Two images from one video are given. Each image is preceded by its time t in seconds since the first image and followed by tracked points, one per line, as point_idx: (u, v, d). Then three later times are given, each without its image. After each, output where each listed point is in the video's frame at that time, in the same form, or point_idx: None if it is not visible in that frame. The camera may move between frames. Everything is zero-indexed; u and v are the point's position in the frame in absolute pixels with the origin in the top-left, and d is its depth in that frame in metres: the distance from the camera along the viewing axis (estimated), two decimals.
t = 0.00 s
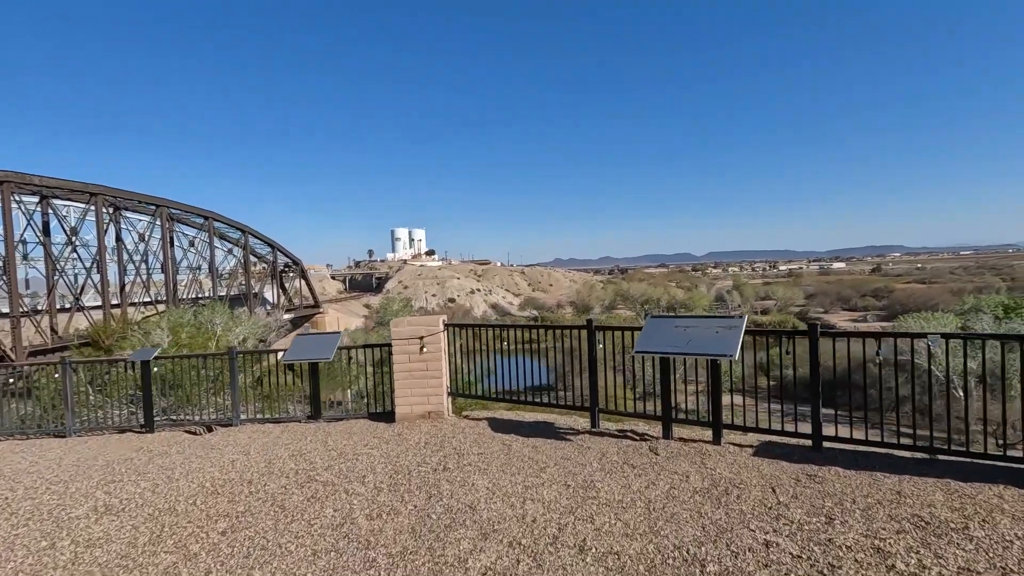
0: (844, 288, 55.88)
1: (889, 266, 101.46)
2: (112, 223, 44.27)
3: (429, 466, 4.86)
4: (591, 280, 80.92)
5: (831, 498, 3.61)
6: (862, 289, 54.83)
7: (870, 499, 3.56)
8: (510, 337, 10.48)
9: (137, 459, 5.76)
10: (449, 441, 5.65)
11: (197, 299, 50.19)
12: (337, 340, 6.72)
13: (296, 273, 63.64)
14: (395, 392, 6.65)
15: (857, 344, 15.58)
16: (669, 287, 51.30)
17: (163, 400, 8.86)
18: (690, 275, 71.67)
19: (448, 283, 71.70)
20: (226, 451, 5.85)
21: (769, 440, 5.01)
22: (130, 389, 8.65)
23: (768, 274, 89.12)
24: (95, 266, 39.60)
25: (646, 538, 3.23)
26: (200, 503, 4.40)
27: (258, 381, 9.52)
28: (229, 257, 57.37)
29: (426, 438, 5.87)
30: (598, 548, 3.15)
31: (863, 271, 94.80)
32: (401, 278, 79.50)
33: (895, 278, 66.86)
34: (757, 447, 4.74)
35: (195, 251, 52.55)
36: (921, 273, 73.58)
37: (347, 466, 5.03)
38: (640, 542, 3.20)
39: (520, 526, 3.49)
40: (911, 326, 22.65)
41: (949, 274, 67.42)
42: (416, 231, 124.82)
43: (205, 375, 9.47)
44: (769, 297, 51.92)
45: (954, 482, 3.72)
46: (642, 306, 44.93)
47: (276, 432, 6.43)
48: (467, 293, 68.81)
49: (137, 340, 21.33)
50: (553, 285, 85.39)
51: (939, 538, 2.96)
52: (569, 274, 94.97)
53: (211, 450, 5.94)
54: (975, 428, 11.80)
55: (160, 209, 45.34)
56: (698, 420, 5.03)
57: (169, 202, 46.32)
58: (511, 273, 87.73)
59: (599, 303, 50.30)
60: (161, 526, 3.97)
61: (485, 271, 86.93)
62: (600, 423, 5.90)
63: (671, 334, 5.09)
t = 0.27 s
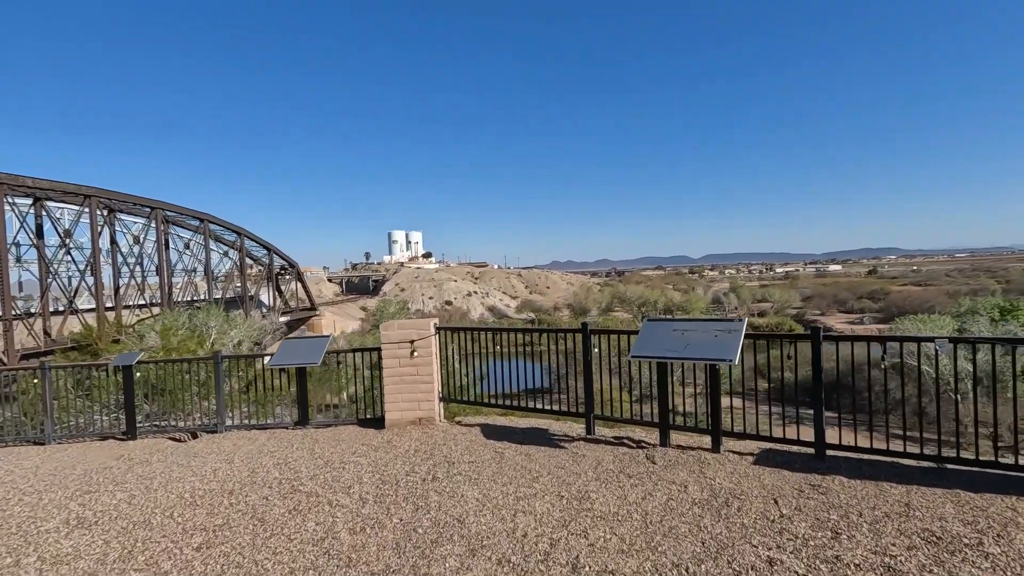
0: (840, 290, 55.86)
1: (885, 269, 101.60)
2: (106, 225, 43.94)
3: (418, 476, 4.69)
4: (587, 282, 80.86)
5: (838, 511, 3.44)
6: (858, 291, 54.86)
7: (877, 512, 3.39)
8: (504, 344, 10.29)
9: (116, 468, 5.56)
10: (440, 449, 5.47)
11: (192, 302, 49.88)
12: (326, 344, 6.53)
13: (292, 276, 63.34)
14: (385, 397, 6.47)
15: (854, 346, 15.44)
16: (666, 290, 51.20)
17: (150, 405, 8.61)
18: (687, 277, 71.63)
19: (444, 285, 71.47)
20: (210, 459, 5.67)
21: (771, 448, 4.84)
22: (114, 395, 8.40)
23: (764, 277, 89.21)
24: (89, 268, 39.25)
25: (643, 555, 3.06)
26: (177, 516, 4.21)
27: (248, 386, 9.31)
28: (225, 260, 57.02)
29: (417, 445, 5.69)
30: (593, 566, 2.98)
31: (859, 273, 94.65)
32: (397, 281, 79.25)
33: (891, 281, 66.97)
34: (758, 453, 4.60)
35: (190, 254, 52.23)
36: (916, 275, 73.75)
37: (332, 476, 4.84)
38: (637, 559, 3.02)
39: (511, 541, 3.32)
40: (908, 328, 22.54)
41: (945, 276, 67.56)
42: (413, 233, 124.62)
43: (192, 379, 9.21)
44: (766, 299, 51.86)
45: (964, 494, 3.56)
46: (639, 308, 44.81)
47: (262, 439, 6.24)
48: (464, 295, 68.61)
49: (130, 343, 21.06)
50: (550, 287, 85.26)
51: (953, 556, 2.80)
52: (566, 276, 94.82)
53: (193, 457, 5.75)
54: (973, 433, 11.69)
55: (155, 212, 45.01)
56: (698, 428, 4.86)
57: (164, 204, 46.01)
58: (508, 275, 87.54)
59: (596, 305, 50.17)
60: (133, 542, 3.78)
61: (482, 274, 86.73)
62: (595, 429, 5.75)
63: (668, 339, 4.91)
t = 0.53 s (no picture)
0: (837, 292, 55.87)
1: (882, 271, 101.76)
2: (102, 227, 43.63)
3: (410, 485, 4.50)
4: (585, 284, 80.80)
5: (849, 524, 3.27)
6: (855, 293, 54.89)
7: (891, 524, 3.22)
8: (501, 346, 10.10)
9: (96, 477, 5.35)
10: (433, 456, 5.29)
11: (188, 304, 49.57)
12: (318, 347, 6.33)
13: (290, 277, 63.10)
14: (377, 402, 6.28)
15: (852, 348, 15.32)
16: (664, 292, 51.11)
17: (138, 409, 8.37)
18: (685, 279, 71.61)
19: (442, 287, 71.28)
20: (194, 467, 5.47)
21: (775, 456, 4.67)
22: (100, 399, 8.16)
23: (761, 279, 89.30)
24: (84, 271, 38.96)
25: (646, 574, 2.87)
26: (155, 529, 4.01)
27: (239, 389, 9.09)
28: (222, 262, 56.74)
29: (410, 451, 5.52)
30: None
31: (856, 276, 94.83)
32: (395, 282, 79.03)
33: (888, 283, 67.10)
34: (763, 461, 4.43)
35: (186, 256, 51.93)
36: (913, 277, 73.89)
37: (320, 485, 4.65)
38: None
39: (504, 558, 3.13)
40: (905, 330, 22.44)
41: (942, 278, 67.74)
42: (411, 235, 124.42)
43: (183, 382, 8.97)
44: (763, 301, 51.80)
45: (981, 506, 3.39)
46: (637, 310, 44.70)
47: (250, 445, 6.05)
48: (462, 297, 68.45)
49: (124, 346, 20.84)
50: (548, 289, 85.15)
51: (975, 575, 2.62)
52: (564, 279, 94.70)
53: (177, 465, 5.56)
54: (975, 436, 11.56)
55: (151, 213, 44.72)
56: (700, 433, 4.69)
57: (160, 206, 45.74)
58: (506, 277, 87.38)
59: (594, 307, 50.06)
60: (107, 558, 3.57)
61: (480, 276, 86.55)
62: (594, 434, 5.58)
63: (668, 342, 4.74)
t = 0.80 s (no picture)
0: (835, 295, 55.76)
1: (879, 273, 101.80)
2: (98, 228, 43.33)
3: (402, 501, 4.29)
4: (583, 287, 80.65)
5: (870, 546, 3.06)
6: (853, 295, 54.81)
7: (915, 547, 3.02)
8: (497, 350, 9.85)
9: (74, 491, 5.11)
10: (428, 467, 5.09)
11: (185, 306, 49.20)
12: (308, 353, 6.12)
13: (287, 280, 62.78)
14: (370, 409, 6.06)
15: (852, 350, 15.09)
16: (662, 294, 50.99)
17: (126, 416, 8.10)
18: (683, 281, 71.59)
19: (440, 289, 71.02)
20: (178, 479, 5.25)
21: (785, 470, 4.45)
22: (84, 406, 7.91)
23: (759, 281, 89.31)
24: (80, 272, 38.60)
25: None
26: (128, 551, 3.77)
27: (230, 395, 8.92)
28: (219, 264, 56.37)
29: (403, 462, 5.31)
30: None
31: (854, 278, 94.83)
32: (393, 284, 78.83)
33: (886, 285, 67.02)
34: (773, 475, 4.23)
35: (183, 257, 51.56)
36: (911, 280, 73.69)
37: (307, 500, 4.44)
38: None
39: None
40: (904, 333, 22.30)
41: (940, 281, 67.67)
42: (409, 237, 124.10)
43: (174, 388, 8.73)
44: (762, 304, 51.65)
45: (1008, 527, 3.19)
46: (635, 312, 44.52)
47: (238, 456, 5.84)
48: (460, 300, 68.23)
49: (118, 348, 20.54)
50: (547, 291, 84.95)
51: None
52: (562, 281, 94.56)
53: (160, 477, 5.33)
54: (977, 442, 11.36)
55: (148, 215, 44.37)
56: (706, 445, 4.49)
57: (157, 208, 45.40)
58: (504, 279, 87.17)
59: (592, 310, 49.87)
60: None
61: (478, 278, 86.26)
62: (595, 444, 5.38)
63: (673, 350, 4.54)
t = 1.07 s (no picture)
0: (833, 296, 55.71)
1: (877, 276, 101.85)
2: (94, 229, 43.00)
3: (392, 512, 4.09)
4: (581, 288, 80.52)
5: (888, 565, 2.88)
6: (851, 297, 54.72)
7: (936, 566, 2.85)
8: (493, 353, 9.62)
9: (51, 501, 4.89)
10: (421, 476, 4.90)
11: (182, 307, 48.88)
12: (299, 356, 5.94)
13: (285, 281, 62.50)
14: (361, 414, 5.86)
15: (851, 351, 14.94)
16: (660, 295, 50.86)
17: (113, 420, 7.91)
18: (682, 283, 71.41)
19: (438, 290, 70.78)
20: (161, 488, 5.04)
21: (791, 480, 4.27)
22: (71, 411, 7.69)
23: (757, 283, 89.25)
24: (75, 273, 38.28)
25: None
26: (101, 568, 3.56)
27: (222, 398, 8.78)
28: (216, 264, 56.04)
29: (396, 470, 5.12)
30: None
31: (851, 280, 94.93)
32: (391, 285, 78.54)
33: (884, 288, 66.97)
34: (780, 485, 4.05)
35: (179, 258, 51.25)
36: (909, 282, 73.71)
37: (294, 511, 4.24)
38: None
39: None
40: (903, 335, 22.18)
41: (938, 283, 67.66)
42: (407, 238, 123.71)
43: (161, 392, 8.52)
44: (760, 305, 51.52)
45: None
46: (633, 314, 44.35)
47: (224, 463, 5.63)
48: (459, 301, 68.01)
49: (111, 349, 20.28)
50: (545, 293, 84.78)
51: None
52: (560, 282, 94.37)
53: (143, 486, 5.13)
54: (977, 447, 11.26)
55: (144, 215, 44.05)
56: (711, 454, 4.30)
57: (154, 208, 45.07)
58: (502, 281, 86.93)
59: (591, 311, 49.69)
60: None
61: (476, 279, 85.97)
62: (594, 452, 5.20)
63: (675, 355, 4.35)
